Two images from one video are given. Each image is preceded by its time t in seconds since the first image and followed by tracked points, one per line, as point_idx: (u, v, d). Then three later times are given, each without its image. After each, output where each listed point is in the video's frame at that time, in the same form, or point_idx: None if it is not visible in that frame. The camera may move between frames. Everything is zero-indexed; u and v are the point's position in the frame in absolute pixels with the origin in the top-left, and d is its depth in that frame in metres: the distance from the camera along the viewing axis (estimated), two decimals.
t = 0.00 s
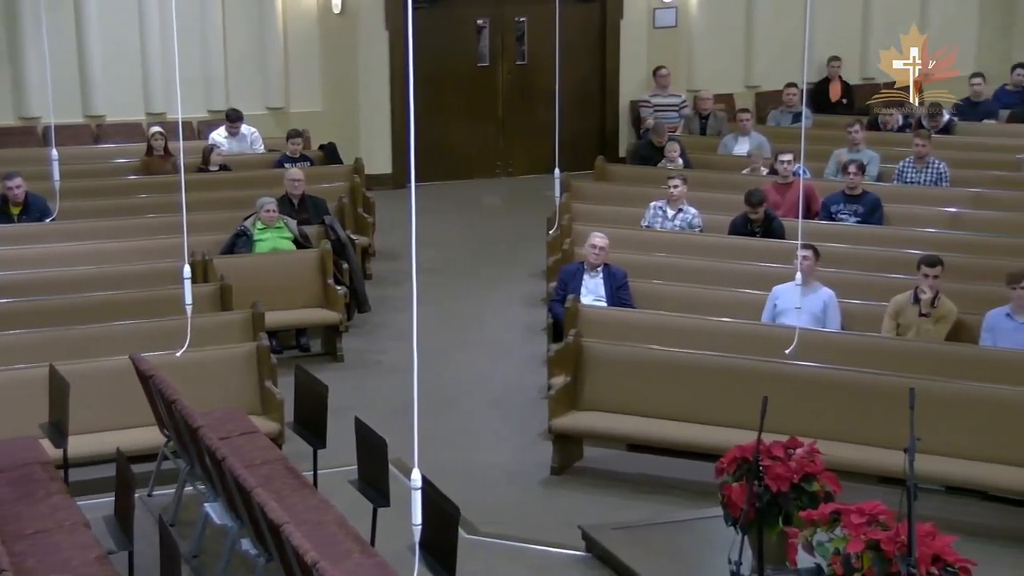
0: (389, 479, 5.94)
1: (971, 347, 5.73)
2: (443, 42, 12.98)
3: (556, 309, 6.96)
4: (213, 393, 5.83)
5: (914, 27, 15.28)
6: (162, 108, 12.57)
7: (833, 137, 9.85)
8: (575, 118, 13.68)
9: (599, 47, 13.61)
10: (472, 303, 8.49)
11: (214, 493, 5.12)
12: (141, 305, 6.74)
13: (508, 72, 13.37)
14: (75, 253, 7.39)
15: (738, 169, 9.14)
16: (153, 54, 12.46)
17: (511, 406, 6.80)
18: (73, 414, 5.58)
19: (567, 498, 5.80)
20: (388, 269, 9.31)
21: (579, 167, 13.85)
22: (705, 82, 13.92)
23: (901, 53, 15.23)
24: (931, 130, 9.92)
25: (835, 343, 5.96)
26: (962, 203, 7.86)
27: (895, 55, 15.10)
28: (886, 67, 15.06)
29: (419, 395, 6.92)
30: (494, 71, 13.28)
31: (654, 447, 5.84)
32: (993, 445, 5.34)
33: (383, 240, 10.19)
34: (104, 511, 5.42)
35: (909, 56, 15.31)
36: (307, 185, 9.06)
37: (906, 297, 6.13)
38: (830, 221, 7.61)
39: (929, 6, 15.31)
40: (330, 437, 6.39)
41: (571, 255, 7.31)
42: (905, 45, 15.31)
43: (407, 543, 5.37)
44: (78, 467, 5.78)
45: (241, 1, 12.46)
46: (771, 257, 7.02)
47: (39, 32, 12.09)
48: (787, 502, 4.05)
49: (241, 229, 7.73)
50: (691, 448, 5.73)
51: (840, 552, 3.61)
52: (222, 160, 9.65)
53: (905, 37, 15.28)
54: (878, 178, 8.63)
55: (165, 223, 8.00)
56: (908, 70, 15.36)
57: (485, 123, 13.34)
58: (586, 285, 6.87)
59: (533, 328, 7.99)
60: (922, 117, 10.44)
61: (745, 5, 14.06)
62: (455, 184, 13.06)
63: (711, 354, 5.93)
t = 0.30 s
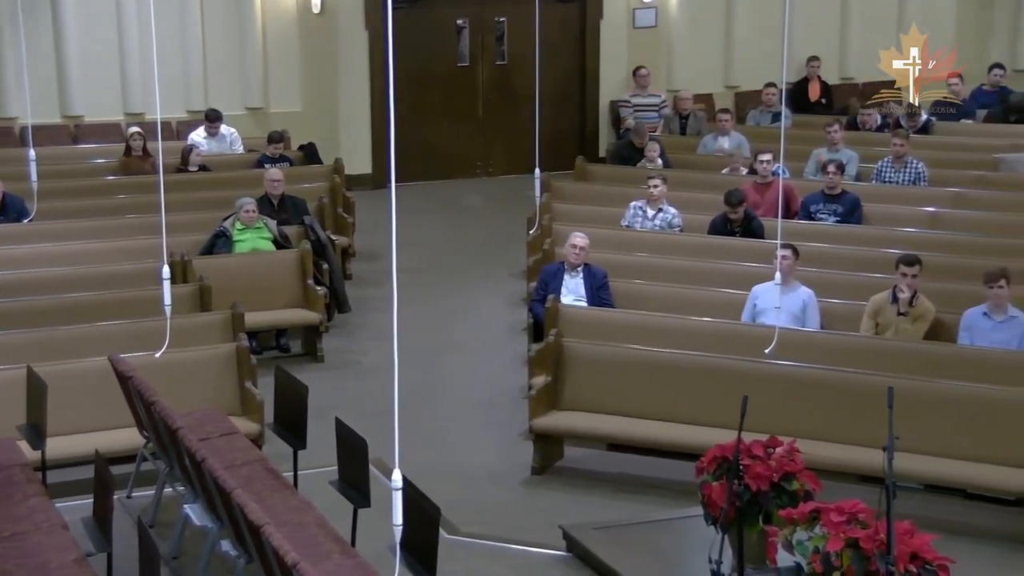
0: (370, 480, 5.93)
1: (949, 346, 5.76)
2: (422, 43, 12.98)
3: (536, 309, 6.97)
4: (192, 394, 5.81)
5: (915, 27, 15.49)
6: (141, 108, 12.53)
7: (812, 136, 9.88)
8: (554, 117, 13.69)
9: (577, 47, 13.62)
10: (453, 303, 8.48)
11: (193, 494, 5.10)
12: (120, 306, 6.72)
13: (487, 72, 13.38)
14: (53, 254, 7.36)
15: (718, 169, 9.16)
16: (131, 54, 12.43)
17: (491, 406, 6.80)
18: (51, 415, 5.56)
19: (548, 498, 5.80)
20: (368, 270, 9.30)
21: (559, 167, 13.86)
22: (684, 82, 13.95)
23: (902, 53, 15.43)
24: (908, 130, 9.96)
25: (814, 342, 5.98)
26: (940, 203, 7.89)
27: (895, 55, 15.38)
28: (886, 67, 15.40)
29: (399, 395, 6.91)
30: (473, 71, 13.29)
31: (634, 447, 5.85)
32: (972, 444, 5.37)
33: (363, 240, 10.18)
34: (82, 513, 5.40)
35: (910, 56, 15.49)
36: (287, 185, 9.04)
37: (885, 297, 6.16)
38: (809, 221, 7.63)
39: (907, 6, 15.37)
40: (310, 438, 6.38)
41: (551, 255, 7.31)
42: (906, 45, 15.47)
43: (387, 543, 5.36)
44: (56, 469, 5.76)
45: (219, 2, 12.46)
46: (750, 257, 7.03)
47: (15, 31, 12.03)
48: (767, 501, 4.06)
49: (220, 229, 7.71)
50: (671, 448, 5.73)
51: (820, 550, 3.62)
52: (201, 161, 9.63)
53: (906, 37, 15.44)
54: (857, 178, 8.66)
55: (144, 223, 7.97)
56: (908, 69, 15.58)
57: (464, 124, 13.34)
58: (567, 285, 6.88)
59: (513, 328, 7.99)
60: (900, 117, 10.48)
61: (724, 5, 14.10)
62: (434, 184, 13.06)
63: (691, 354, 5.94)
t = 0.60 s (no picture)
0: (350, 480, 5.92)
1: (928, 345, 5.78)
2: (401, 43, 12.97)
3: (516, 309, 6.97)
4: (172, 395, 5.79)
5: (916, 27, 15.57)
6: (119, 109, 12.48)
7: (791, 136, 9.91)
8: (533, 117, 13.69)
9: (557, 47, 13.62)
10: (433, 303, 8.48)
11: (173, 496, 5.09)
12: (98, 307, 6.69)
13: (467, 73, 13.37)
14: (31, 255, 7.33)
15: (698, 169, 9.18)
16: (109, 54, 12.36)
17: (471, 406, 6.80)
18: (29, 417, 5.53)
19: (528, 498, 5.80)
20: (348, 270, 9.29)
21: (539, 167, 13.87)
22: (664, 82, 13.96)
23: (902, 53, 15.48)
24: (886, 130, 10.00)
25: (793, 341, 6.00)
26: (918, 203, 7.92)
27: (896, 55, 15.42)
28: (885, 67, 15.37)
29: (379, 396, 6.91)
30: (453, 71, 13.28)
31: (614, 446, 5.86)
32: (950, 443, 5.39)
33: (343, 240, 10.16)
34: (61, 515, 5.37)
35: (911, 56, 15.56)
36: (266, 185, 9.02)
37: (864, 295, 6.18)
38: (788, 220, 7.65)
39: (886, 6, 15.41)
40: (290, 439, 6.36)
41: (531, 255, 7.32)
42: (906, 46, 15.53)
43: (368, 544, 5.36)
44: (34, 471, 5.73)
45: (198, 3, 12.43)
46: (729, 257, 7.05)
47: None
48: (746, 500, 4.07)
49: (199, 230, 7.70)
50: (652, 448, 5.74)
51: (800, 549, 3.62)
52: (180, 161, 9.60)
53: (905, 38, 15.50)
54: (836, 177, 8.69)
55: (123, 224, 7.94)
56: (909, 69, 15.64)
57: (444, 124, 13.33)
58: (547, 285, 6.88)
59: (494, 328, 7.99)
60: (878, 116, 10.51)
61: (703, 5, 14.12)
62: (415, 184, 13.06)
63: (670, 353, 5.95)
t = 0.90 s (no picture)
0: (332, 481, 5.91)
1: (907, 344, 5.80)
2: (381, 43, 12.96)
3: (497, 309, 6.97)
4: (151, 397, 5.77)
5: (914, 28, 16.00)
6: (97, 109, 12.44)
7: (771, 136, 9.94)
8: (512, 116, 13.69)
9: (537, 46, 13.62)
10: (414, 303, 8.47)
11: (152, 498, 5.07)
12: (76, 309, 6.66)
13: (447, 73, 13.37)
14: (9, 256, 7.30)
15: (678, 168, 9.20)
16: (87, 54, 12.31)
17: (452, 406, 6.80)
18: (6, 419, 5.51)
19: (509, 497, 5.81)
20: (329, 270, 9.27)
21: (519, 166, 13.87)
22: (644, 82, 14.00)
23: (902, 53, 15.84)
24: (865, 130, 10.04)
25: (773, 340, 6.01)
26: (897, 202, 7.96)
27: (896, 55, 15.77)
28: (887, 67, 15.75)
29: (361, 396, 6.90)
30: (433, 71, 13.28)
31: (595, 446, 5.87)
32: (929, 441, 5.42)
33: (324, 240, 10.15)
34: (39, 517, 5.35)
35: (911, 55, 15.89)
36: (246, 185, 9.00)
37: (843, 295, 6.20)
38: (768, 220, 7.68)
39: (864, 6, 15.49)
40: (271, 439, 6.35)
41: (511, 255, 7.32)
42: (906, 46, 15.91)
43: (348, 544, 5.35)
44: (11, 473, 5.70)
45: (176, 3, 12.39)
46: (709, 256, 7.07)
47: None
48: (727, 499, 4.09)
49: (178, 230, 7.67)
50: (633, 447, 5.75)
51: (779, 548, 3.64)
52: (159, 161, 9.57)
53: (905, 38, 15.91)
54: (815, 177, 8.72)
55: (102, 224, 7.91)
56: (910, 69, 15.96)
57: (424, 124, 13.32)
58: (528, 284, 6.88)
59: (475, 328, 7.99)
60: (856, 116, 10.54)
61: (682, 5, 14.16)
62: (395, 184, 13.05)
63: (651, 352, 5.96)
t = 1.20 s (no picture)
0: (312, 482, 5.90)
1: (886, 343, 5.82)
2: (361, 43, 12.95)
3: (477, 309, 6.97)
4: (130, 398, 5.75)
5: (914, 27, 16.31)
6: (75, 109, 12.39)
7: (751, 135, 9.96)
8: (492, 116, 13.67)
9: (516, 46, 13.62)
10: (394, 304, 8.46)
11: (131, 499, 5.04)
12: (54, 310, 6.63)
13: (427, 73, 13.36)
14: None
15: (658, 168, 9.22)
16: (64, 53, 12.26)
17: (432, 406, 6.79)
18: None
19: (490, 497, 5.81)
20: (309, 271, 9.25)
21: (500, 166, 13.86)
22: (623, 82, 14.02)
23: (902, 54, 16.03)
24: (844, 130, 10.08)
25: (753, 340, 6.03)
26: (876, 202, 7.99)
27: (896, 55, 15.90)
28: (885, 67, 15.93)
29: (341, 397, 6.89)
30: (412, 71, 13.26)
31: (576, 446, 5.87)
32: (908, 440, 5.44)
33: (304, 241, 10.13)
34: (17, 519, 5.33)
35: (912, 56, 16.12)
36: (226, 185, 8.98)
37: (823, 294, 6.22)
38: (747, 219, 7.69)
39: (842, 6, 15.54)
40: (251, 440, 6.33)
41: (492, 255, 7.32)
42: (906, 46, 16.16)
43: (329, 546, 5.34)
44: None
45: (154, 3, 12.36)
46: (689, 256, 7.09)
47: None
48: (707, 498, 4.10)
49: (157, 231, 7.64)
50: (615, 447, 5.75)
51: (760, 547, 3.64)
52: (137, 162, 9.54)
53: (905, 38, 16.19)
54: (794, 177, 8.75)
55: (80, 225, 7.87)
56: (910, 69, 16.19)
57: (405, 124, 13.31)
58: (508, 284, 6.88)
59: (456, 328, 7.99)
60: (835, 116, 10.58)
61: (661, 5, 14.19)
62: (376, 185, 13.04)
63: (631, 352, 5.97)
